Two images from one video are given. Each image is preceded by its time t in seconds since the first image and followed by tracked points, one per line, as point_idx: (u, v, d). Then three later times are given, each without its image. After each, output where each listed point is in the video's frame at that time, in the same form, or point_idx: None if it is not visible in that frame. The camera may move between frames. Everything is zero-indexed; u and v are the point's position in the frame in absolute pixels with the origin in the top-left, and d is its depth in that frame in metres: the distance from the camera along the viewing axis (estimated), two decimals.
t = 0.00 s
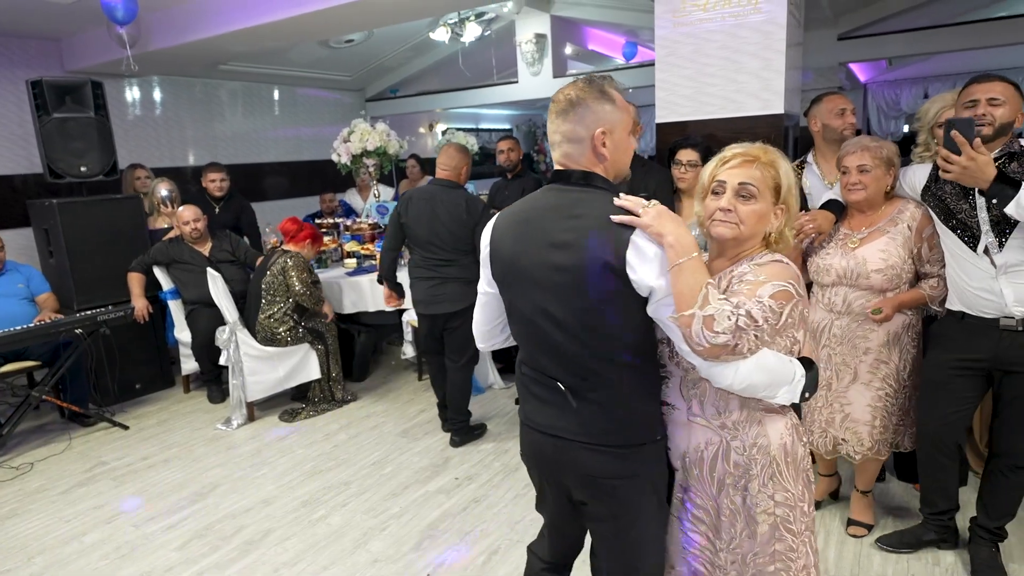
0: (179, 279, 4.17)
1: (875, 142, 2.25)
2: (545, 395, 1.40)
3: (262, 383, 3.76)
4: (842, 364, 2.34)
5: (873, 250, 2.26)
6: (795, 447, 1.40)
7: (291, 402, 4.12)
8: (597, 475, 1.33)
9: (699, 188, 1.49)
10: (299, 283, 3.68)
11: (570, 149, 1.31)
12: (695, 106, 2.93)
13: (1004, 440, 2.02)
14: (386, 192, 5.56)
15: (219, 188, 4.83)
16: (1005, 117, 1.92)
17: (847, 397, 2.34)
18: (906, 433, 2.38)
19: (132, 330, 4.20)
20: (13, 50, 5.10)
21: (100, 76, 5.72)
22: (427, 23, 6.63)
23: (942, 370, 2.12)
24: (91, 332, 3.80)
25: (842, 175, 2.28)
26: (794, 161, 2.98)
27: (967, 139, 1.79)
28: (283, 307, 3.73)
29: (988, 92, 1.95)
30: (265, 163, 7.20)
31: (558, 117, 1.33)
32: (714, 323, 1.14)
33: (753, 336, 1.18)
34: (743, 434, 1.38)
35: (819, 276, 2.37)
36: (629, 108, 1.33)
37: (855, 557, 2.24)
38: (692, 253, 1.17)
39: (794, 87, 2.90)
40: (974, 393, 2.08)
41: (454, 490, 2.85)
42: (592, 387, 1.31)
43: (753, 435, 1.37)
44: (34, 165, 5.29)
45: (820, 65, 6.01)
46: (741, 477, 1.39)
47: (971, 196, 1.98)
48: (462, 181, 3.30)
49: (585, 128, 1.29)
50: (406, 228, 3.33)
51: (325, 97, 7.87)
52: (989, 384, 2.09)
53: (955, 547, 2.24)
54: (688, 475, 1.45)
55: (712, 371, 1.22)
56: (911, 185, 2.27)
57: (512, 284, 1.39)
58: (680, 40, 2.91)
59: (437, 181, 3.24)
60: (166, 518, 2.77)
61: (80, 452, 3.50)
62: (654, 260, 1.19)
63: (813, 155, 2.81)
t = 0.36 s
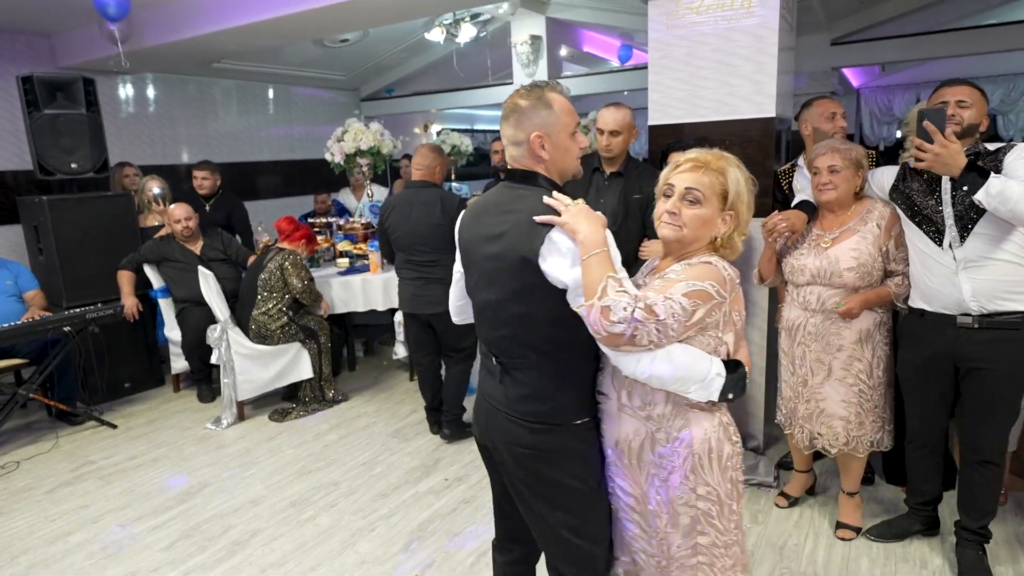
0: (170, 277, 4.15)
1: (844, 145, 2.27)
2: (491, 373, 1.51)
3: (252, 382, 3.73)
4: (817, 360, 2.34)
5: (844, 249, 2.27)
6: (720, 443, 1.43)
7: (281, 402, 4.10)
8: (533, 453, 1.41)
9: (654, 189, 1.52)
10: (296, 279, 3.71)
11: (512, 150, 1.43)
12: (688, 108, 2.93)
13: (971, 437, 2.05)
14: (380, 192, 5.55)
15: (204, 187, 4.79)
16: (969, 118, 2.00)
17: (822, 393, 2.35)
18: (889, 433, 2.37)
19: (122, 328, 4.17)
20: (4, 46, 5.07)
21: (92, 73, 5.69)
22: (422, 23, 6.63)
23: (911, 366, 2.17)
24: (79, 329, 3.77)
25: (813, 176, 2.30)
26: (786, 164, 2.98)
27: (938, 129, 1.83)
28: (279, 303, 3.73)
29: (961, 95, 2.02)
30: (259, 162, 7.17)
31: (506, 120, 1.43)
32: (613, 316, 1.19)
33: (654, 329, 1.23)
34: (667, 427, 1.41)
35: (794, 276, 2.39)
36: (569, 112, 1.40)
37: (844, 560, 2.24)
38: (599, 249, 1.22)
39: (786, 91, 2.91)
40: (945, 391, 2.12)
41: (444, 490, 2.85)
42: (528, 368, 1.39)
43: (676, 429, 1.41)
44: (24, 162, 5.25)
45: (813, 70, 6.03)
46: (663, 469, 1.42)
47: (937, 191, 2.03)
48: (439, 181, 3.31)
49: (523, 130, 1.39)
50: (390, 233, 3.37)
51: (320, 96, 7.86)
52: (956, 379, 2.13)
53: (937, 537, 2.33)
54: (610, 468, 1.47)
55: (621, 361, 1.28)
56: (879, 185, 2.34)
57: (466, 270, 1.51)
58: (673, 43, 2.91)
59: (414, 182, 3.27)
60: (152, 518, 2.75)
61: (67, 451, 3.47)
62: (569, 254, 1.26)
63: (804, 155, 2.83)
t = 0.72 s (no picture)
0: (160, 276, 4.12)
1: (818, 146, 2.27)
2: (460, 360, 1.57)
3: (241, 382, 3.71)
4: (795, 356, 2.34)
5: (818, 248, 2.28)
6: (649, 443, 1.36)
7: (272, 403, 4.07)
8: (487, 435, 1.48)
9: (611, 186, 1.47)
10: (281, 276, 3.71)
11: (477, 147, 1.49)
12: (681, 108, 2.93)
13: (956, 433, 2.05)
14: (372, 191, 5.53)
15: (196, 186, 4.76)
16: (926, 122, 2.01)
17: (800, 388, 2.35)
18: (854, 423, 2.43)
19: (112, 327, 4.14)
20: None
21: (82, 70, 5.64)
22: (416, 22, 6.60)
23: (894, 361, 2.17)
24: (68, 329, 3.74)
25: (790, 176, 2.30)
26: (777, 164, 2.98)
27: (898, 132, 1.83)
28: (266, 300, 3.71)
29: (916, 101, 2.04)
30: (252, 161, 7.13)
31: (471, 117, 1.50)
32: (531, 317, 1.18)
33: (571, 332, 1.19)
34: (597, 418, 1.38)
35: (771, 275, 2.41)
36: (531, 113, 1.44)
37: (836, 560, 2.24)
38: (526, 252, 1.23)
39: (779, 91, 2.92)
40: (928, 385, 2.12)
41: (436, 491, 2.83)
42: (484, 355, 1.46)
43: (603, 421, 1.37)
44: (13, 160, 5.20)
45: (806, 71, 6.05)
46: (588, 459, 1.40)
47: (904, 192, 2.05)
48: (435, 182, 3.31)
49: (484, 129, 1.46)
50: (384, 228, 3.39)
51: (313, 95, 7.82)
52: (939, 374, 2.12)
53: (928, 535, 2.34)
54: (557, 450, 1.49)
55: (549, 361, 1.27)
56: (850, 189, 2.33)
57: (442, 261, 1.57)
58: (667, 42, 2.91)
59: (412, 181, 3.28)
60: (140, 519, 2.72)
61: (55, 452, 3.43)
62: (507, 254, 1.32)
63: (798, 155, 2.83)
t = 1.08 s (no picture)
0: (151, 275, 4.09)
1: (812, 148, 2.30)
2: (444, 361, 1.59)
3: (233, 382, 3.69)
4: (785, 355, 2.35)
5: (810, 248, 2.29)
6: (603, 460, 1.31)
7: (264, 402, 4.05)
8: (464, 437, 1.50)
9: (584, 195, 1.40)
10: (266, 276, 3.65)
11: (452, 151, 1.52)
12: (674, 108, 2.93)
13: (947, 432, 2.06)
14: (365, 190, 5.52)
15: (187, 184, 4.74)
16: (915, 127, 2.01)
17: (791, 387, 2.35)
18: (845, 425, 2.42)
19: (102, 327, 4.11)
20: None
21: (72, 67, 5.59)
22: (409, 20, 6.59)
23: (884, 362, 2.18)
24: (57, 328, 3.71)
25: (784, 177, 2.31)
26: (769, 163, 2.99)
27: (882, 139, 1.88)
28: (254, 299, 3.69)
29: (903, 104, 2.02)
30: (244, 158, 7.10)
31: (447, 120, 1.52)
32: (472, 326, 1.19)
33: (507, 343, 1.18)
34: (557, 430, 1.36)
35: (762, 274, 2.42)
36: (502, 117, 1.44)
37: (827, 558, 2.25)
38: (473, 259, 1.23)
39: (771, 91, 2.92)
40: (917, 384, 2.14)
41: (429, 490, 2.83)
42: (460, 356, 1.47)
43: (561, 431, 1.35)
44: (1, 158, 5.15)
45: (798, 71, 6.07)
46: (547, 469, 1.39)
47: (892, 195, 2.07)
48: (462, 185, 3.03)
49: (456, 133, 1.48)
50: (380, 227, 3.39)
51: (305, 93, 7.79)
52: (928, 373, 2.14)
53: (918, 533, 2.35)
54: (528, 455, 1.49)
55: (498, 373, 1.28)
56: (841, 191, 2.36)
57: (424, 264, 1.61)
58: (660, 42, 2.91)
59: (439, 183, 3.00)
60: (131, 520, 2.70)
61: (44, 452, 3.40)
62: (462, 260, 1.34)
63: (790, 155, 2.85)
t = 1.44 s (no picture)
0: (141, 274, 4.07)
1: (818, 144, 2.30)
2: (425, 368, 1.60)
3: (223, 381, 3.67)
4: (789, 355, 2.36)
5: (816, 246, 2.30)
6: (552, 481, 1.23)
7: (256, 402, 4.03)
8: (438, 447, 1.50)
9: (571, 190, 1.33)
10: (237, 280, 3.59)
11: (427, 143, 1.52)
12: (666, 107, 2.94)
13: (948, 431, 2.07)
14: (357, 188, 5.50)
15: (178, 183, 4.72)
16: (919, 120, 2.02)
17: (794, 387, 2.37)
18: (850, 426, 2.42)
19: (91, 327, 4.09)
20: None
21: (61, 65, 5.55)
22: (401, 19, 6.57)
23: (886, 359, 2.19)
24: (45, 327, 3.68)
25: (791, 174, 2.31)
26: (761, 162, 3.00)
27: (891, 128, 1.86)
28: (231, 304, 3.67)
29: (909, 98, 2.04)
30: (235, 158, 7.06)
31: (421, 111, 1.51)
32: (418, 326, 1.13)
33: (452, 348, 1.12)
34: (512, 441, 1.31)
35: (766, 273, 2.42)
36: (477, 107, 1.45)
37: (817, 554, 2.26)
38: (430, 254, 1.20)
39: (762, 90, 2.94)
40: (917, 382, 2.15)
41: (422, 489, 2.82)
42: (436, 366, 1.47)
43: (514, 446, 1.30)
44: None
45: (789, 71, 6.09)
46: (505, 484, 1.35)
47: (898, 189, 2.05)
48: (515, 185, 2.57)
49: (430, 123, 1.48)
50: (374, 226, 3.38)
51: (296, 92, 7.76)
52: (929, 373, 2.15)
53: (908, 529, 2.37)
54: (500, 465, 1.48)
55: (449, 380, 1.23)
56: (846, 188, 2.34)
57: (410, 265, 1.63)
58: (651, 40, 2.92)
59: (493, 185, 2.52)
60: (120, 520, 2.68)
61: (32, 452, 3.37)
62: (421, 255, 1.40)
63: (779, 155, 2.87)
